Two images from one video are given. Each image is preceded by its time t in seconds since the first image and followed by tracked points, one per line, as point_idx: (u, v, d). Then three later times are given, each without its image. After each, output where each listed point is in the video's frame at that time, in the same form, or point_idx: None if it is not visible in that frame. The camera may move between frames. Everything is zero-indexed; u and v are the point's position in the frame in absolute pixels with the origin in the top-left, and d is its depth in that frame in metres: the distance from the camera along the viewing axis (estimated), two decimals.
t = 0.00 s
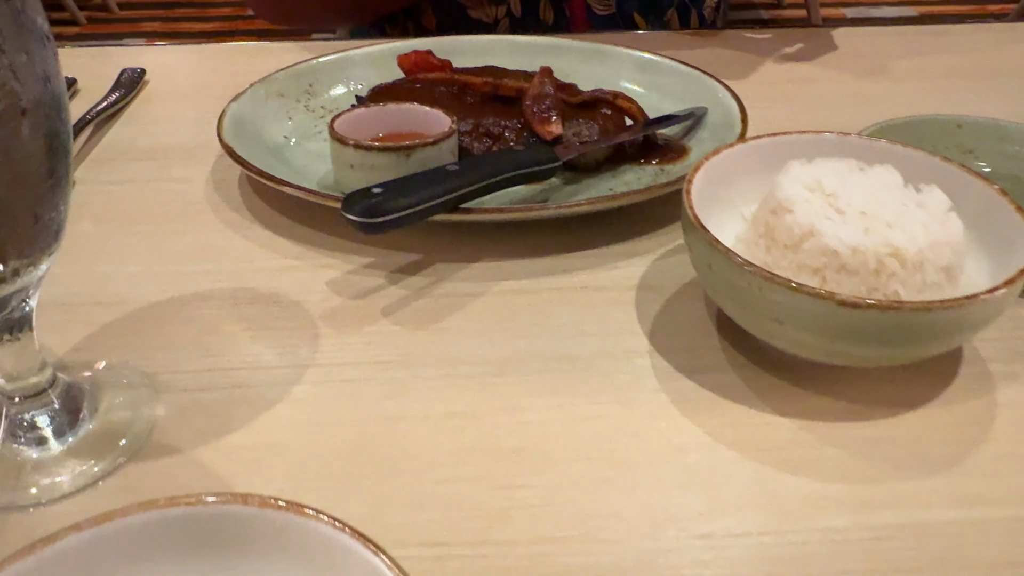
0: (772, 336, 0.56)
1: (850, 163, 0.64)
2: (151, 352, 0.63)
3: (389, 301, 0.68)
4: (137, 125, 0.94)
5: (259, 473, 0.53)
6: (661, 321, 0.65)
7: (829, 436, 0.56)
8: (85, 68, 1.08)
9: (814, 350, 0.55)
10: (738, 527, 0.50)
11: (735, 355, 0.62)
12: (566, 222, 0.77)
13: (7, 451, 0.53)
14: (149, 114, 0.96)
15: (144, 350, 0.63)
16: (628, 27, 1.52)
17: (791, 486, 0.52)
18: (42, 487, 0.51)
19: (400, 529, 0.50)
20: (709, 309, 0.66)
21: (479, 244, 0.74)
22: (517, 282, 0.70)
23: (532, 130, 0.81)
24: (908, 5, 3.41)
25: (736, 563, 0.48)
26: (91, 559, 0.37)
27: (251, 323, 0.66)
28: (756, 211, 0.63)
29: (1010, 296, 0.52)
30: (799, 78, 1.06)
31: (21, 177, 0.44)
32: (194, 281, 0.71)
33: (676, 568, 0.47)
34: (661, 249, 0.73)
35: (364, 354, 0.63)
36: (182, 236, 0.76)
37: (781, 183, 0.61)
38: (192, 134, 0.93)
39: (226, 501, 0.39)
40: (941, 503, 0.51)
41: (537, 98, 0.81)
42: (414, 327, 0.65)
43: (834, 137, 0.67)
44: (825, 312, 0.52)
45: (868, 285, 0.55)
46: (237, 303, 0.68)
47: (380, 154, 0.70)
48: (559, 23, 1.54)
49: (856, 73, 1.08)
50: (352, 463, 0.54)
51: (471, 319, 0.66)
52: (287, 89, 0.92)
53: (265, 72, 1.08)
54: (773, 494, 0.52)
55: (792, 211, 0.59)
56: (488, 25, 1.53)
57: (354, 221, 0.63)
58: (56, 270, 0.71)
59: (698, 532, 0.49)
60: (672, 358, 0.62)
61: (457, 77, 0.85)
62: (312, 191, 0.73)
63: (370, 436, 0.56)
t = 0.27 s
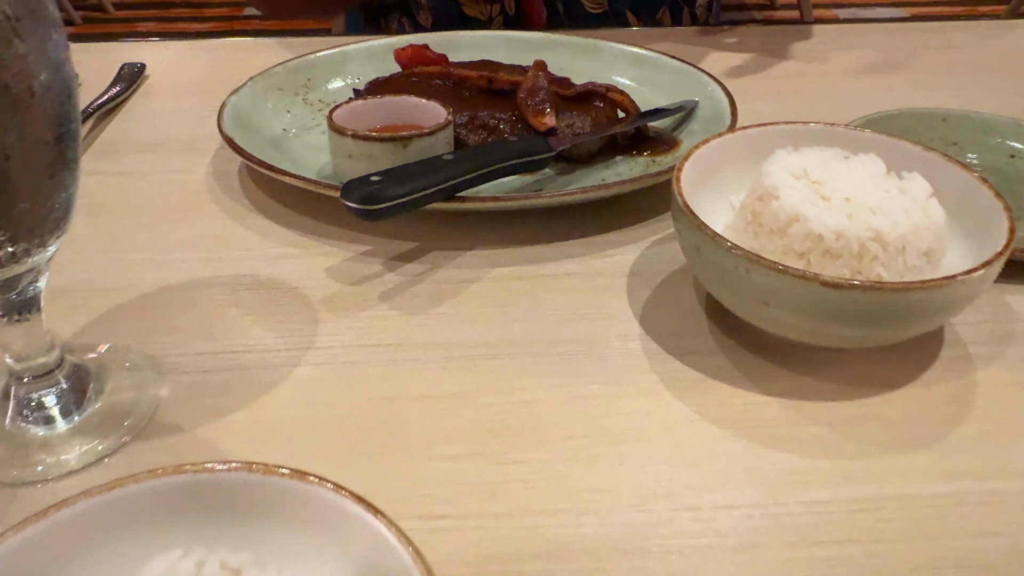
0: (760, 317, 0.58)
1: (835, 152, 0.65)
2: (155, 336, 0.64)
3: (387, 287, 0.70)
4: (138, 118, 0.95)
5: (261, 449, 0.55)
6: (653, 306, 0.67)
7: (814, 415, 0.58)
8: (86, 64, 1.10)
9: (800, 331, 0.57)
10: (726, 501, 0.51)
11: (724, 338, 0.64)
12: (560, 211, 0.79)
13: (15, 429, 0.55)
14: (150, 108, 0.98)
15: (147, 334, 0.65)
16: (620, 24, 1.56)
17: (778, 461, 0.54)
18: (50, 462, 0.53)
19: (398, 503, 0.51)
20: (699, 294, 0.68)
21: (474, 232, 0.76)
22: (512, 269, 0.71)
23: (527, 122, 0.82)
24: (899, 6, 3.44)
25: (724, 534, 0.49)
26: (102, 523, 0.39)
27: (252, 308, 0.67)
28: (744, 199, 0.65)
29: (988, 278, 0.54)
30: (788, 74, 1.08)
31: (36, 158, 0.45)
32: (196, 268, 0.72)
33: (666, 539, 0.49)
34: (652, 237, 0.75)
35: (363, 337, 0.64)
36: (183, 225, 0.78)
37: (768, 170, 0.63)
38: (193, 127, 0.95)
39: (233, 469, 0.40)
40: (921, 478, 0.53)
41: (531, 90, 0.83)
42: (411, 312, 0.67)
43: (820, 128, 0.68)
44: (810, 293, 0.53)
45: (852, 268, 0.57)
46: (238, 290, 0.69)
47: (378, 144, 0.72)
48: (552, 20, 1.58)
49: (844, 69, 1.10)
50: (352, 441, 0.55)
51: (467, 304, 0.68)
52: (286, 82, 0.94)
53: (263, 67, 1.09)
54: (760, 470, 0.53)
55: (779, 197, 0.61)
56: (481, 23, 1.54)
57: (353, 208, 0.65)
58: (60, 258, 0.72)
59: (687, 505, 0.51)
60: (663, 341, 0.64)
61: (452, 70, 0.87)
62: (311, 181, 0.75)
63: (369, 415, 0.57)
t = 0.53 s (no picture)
0: (752, 300, 0.59)
1: (825, 141, 0.67)
2: (164, 320, 0.66)
3: (390, 274, 0.71)
4: (144, 112, 0.97)
5: (268, 426, 0.57)
6: (648, 292, 0.69)
7: (804, 394, 0.59)
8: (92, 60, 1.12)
9: (790, 313, 0.59)
10: (719, 474, 0.53)
11: (717, 322, 0.66)
12: (558, 201, 0.81)
13: (30, 407, 0.57)
14: (156, 102, 1.00)
15: (157, 319, 0.66)
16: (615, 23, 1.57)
17: (769, 437, 0.56)
18: (64, 439, 0.54)
19: (401, 476, 0.53)
20: (694, 280, 0.70)
21: (475, 221, 0.78)
22: (511, 256, 0.73)
23: (526, 114, 0.84)
24: (896, 6, 3.46)
25: (717, 505, 0.51)
26: (117, 489, 0.40)
27: (259, 294, 0.69)
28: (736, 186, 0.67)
29: (972, 261, 0.56)
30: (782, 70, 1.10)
31: (56, 141, 0.47)
32: (204, 255, 0.74)
33: (660, 510, 0.51)
34: (648, 226, 0.77)
35: (366, 321, 0.66)
36: (191, 215, 0.79)
37: (760, 158, 0.65)
38: (198, 121, 0.97)
39: (243, 438, 0.41)
40: (907, 453, 0.55)
41: (530, 83, 0.85)
42: (414, 297, 0.69)
43: (810, 119, 0.70)
44: (799, 275, 0.55)
45: (840, 252, 0.59)
46: (245, 276, 0.71)
47: (381, 134, 0.74)
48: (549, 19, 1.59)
49: (837, 65, 1.12)
50: (356, 419, 0.57)
51: (468, 290, 0.69)
52: (290, 77, 0.96)
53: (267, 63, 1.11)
54: (752, 445, 0.55)
55: (770, 183, 0.62)
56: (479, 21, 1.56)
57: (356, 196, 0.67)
58: (70, 246, 0.74)
59: (681, 478, 0.53)
60: (658, 325, 0.66)
61: (453, 64, 0.89)
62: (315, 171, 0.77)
63: (372, 395, 0.59)
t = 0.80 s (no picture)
0: (748, 281, 0.61)
1: (819, 127, 0.69)
2: (175, 301, 0.68)
3: (395, 258, 0.73)
4: (151, 103, 0.99)
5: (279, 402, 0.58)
6: (647, 274, 0.71)
7: (798, 371, 0.61)
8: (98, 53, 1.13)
9: (784, 293, 0.61)
10: (716, 447, 0.55)
11: (714, 303, 0.68)
12: (559, 188, 0.83)
13: (49, 383, 0.59)
14: (162, 93, 1.01)
15: (168, 300, 0.68)
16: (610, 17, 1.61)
17: (765, 412, 0.58)
18: (84, 413, 0.56)
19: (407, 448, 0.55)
20: (691, 264, 0.72)
21: (477, 208, 0.80)
22: (513, 241, 0.75)
23: (527, 104, 0.86)
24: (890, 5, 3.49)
25: (714, 475, 0.53)
26: (137, 454, 0.42)
27: (267, 277, 0.71)
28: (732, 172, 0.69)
29: (960, 240, 0.58)
30: (777, 63, 1.13)
31: (76, 121, 0.49)
32: (212, 240, 0.76)
33: (659, 480, 0.53)
34: (646, 212, 0.79)
35: (372, 303, 0.68)
36: (199, 202, 0.81)
37: (755, 144, 0.67)
38: (204, 113, 0.99)
39: (259, 405, 0.43)
40: (897, 426, 0.57)
41: (530, 74, 0.87)
42: (419, 280, 0.71)
43: (804, 106, 0.72)
44: (793, 255, 0.57)
45: (833, 233, 0.61)
46: (253, 260, 0.73)
47: (385, 122, 0.76)
48: (545, 15, 1.62)
49: (830, 58, 1.14)
50: (363, 394, 0.59)
51: (471, 273, 0.71)
52: (295, 68, 0.98)
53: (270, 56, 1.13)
54: (748, 419, 0.57)
55: (765, 167, 0.64)
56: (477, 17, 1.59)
57: (363, 181, 0.68)
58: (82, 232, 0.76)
59: (679, 450, 0.55)
60: (657, 306, 0.68)
61: (455, 55, 0.91)
62: (321, 158, 0.78)
63: (379, 372, 0.61)
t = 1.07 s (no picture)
0: (743, 266, 0.64)
1: (812, 118, 0.71)
2: (190, 288, 0.70)
3: (402, 246, 0.75)
4: (161, 99, 1.01)
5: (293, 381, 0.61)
6: (646, 261, 0.73)
7: (792, 353, 0.64)
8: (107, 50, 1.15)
9: (778, 277, 0.63)
10: (711, 423, 0.57)
11: (712, 289, 0.70)
12: (560, 179, 0.85)
13: (71, 363, 0.61)
14: (171, 89, 1.04)
15: (183, 287, 0.70)
16: (608, 16, 1.63)
17: (758, 390, 0.60)
18: (106, 390, 0.59)
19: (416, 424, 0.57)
20: (689, 252, 0.74)
21: (481, 198, 0.82)
22: (517, 230, 0.77)
23: (529, 99, 0.89)
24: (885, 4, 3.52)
25: (709, 449, 0.55)
26: (162, 422, 0.44)
27: (279, 264, 0.73)
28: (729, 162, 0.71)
29: (947, 226, 0.60)
30: (772, 59, 1.15)
31: (98, 111, 0.51)
32: (225, 230, 0.78)
33: (657, 454, 0.55)
34: (646, 202, 0.81)
35: (380, 289, 0.70)
36: (210, 193, 0.83)
37: (751, 134, 0.69)
38: (213, 108, 1.01)
39: (278, 378, 0.45)
40: (886, 404, 0.59)
41: (533, 69, 0.89)
42: (425, 267, 0.73)
43: (798, 99, 0.75)
44: (786, 240, 0.59)
45: (825, 220, 0.63)
46: (264, 249, 0.75)
47: (392, 115, 0.78)
48: (544, 13, 1.64)
49: (824, 54, 1.17)
50: (373, 374, 0.61)
51: (476, 261, 0.74)
52: (302, 64, 1.00)
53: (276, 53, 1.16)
54: (742, 397, 0.59)
55: (760, 157, 0.67)
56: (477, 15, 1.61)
57: (371, 171, 0.71)
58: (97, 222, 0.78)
59: (676, 425, 0.57)
60: (656, 291, 0.70)
61: (459, 51, 0.93)
62: (329, 150, 0.81)
63: (387, 353, 0.63)
